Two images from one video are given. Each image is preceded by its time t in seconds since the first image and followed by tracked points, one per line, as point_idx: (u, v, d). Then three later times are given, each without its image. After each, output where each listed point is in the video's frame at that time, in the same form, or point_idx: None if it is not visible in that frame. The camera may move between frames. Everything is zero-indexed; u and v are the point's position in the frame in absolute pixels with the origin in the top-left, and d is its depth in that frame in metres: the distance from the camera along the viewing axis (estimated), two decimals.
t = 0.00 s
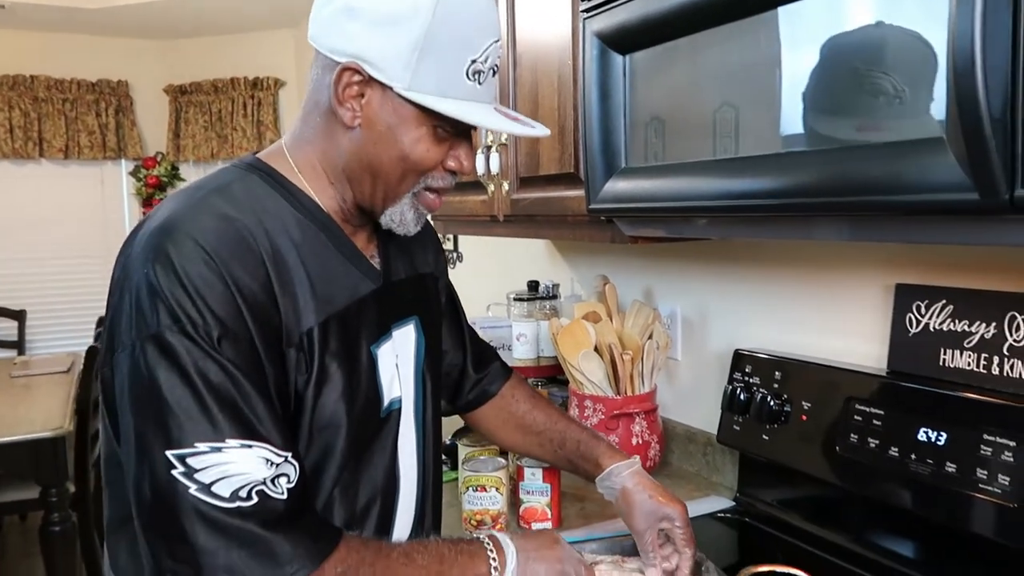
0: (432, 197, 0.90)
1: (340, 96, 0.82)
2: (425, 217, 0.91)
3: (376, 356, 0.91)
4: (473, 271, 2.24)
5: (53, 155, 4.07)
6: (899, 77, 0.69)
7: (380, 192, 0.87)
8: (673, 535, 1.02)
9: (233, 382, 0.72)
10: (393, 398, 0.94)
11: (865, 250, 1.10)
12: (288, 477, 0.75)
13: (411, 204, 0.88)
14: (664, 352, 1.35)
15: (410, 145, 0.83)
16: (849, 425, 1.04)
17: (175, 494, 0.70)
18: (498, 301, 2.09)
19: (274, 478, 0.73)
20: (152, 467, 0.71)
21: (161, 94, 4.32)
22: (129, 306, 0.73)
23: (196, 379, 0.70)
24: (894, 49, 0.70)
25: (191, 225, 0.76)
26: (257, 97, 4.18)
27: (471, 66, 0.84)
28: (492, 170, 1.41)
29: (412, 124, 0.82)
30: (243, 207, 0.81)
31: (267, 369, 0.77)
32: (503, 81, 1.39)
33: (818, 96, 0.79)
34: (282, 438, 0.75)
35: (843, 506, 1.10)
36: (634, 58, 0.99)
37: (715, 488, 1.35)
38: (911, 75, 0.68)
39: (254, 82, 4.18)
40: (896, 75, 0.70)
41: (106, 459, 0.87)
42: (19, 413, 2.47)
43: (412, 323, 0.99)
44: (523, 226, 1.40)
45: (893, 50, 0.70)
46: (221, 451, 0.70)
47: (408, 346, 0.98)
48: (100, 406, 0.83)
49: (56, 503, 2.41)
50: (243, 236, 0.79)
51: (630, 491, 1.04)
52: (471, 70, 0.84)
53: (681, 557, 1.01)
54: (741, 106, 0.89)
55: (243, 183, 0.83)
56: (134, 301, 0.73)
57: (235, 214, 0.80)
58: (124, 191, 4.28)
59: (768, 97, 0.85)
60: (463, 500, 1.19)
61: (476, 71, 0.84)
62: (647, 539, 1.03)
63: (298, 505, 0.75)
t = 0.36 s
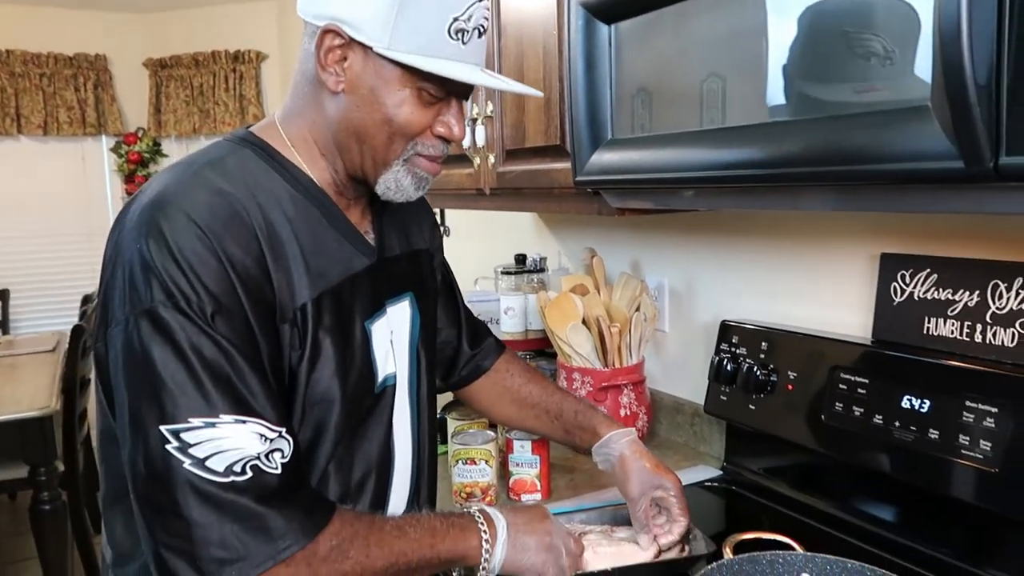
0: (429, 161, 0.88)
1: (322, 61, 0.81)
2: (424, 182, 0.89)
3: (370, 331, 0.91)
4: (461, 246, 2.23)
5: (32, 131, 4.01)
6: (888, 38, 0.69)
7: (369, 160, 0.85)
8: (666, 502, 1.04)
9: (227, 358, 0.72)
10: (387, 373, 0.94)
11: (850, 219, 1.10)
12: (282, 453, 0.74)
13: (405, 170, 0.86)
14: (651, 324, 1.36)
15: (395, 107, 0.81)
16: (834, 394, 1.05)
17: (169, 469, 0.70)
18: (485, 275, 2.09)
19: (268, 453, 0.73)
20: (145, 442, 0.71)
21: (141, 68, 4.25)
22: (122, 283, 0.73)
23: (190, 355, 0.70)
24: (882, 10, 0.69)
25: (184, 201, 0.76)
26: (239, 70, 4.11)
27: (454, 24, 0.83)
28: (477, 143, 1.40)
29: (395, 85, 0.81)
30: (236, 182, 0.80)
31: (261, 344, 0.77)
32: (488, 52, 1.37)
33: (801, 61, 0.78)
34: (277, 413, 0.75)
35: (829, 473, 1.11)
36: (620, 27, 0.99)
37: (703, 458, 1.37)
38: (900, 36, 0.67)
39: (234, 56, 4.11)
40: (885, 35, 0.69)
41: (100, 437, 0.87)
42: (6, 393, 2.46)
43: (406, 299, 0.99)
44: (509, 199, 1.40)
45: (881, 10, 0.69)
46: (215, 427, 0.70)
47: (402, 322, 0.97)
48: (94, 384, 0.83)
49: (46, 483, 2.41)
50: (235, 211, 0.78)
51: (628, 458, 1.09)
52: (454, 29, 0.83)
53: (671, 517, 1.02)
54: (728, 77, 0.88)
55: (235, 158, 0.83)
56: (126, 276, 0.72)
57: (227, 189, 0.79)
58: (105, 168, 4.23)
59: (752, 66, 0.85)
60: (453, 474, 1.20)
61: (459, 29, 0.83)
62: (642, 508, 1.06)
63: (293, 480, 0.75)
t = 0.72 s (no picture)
0: (419, 151, 0.88)
1: (321, 52, 0.79)
2: (412, 171, 0.90)
3: (359, 313, 0.91)
4: (449, 227, 2.22)
5: (12, 115, 3.94)
6: (865, 28, 0.70)
7: (361, 151, 0.85)
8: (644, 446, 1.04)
9: (212, 344, 0.71)
10: (378, 355, 0.94)
11: (837, 200, 1.10)
12: (268, 440, 0.74)
13: (398, 160, 0.87)
14: (639, 306, 1.36)
15: (392, 103, 0.81)
16: (820, 372, 1.06)
17: (152, 456, 0.70)
18: (473, 258, 2.09)
19: (252, 440, 0.73)
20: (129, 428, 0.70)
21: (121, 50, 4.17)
22: (106, 268, 0.72)
23: (174, 341, 0.69)
24: None
25: (168, 185, 0.75)
26: (223, 53, 4.19)
27: (453, 21, 0.82)
28: (464, 125, 1.39)
29: (393, 82, 0.80)
30: (221, 165, 0.80)
31: (249, 328, 0.77)
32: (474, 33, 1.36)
33: (786, 41, 0.78)
34: (263, 399, 0.75)
35: (815, 452, 1.12)
36: (607, 8, 0.99)
37: (691, 438, 1.38)
38: (880, 27, 0.68)
39: (218, 37, 4.18)
40: (862, 25, 0.70)
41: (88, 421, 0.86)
42: None
43: (394, 281, 0.99)
44: (497, 181, 1.39)
45: None
46: (198, 414, 0.70)
47: (391, 304, 0.97)
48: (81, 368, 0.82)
49: (33, 469, 2.39)
50: (221, 195, 0.77)
51: (601, 413, 1.09)
52: (453, 26, 0.82)
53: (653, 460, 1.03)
54: (715, 57, 0.87)
55: (220, 140, 0.82)
56: (110, 261, 0.72)
57: (211, 172, 0.78)
58: (87, 153, 4.16)
59: (738, 46, 0.84)
60: (442, 456, 1.20)
61: (458, 26, 0.83)
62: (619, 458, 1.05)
63: (279, 467, 0.75)
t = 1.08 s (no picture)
0: (401, 142, 0.90)
1: (309, 40, 0.78)
2: (394, 161, 0.91)
3: (353, 298, 0.90)
4: (439, 214, 2.21)
5: None
6: (847, 14, 0.69)
7: (350, 137, 0.85)
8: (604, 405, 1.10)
9: (224, 328, 0.71)
10: (370, 339, 0.93)
11: (827, 183, 1.11)
12: (289, 417, 0.73)
13: (381, 151, 0.88)
14: (631, 292, 1.36)
15: (382, 92, 0.81)
16: (810, 356, 1.07)
17: (177, 442, 0.69)
18: (464, 244, 2.08)
19: (274, 419, 0.72)
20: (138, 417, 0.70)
21: (105, 37, 4.09)
22: (107, 260, 0.72)
23: (187, 327, 0.69)
24: None
25: (164, 174, 0.74)
26: (209, 39, 4.15)
27: (443, 10, 0.82)
28: (454, 111, 1.39)
29: (383, 71, 0.80)
30: (215, 152, 0.79)
31: (258, 313, 0.76)
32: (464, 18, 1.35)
33: (770, 27, 0.77)
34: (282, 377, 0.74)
35: (806, 434, 1.13)
36: None
37: (682, 422, 1.38)
38: (863, 14, 0.68)
39: (204, 23, 4.13)
40: (844, 12, 0.70)
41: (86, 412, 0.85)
42: None
43: (382, 267, 0.98)
44: (487, 167, 1.39)
45: None
46: (218, 396, 0.70)
47: (380, 290, 0.97)
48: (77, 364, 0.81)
49: (25, 460, 2.39)
50: (217, 182, 0.77)
51: (559, 380, 1.14)
52: (443, 15, 0.82)
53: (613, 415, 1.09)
54: (705, 40, 0.87)
55: (210, 128, 0.81)
56: (112, 253, 0.71)
57: (206, 160, 0.78)
58: (73, 142, 4.12)
59: (729, 29, 0.84)
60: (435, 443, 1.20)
61: (447, 16, 0.82)
62: (581, 418, 1.10)
63: (301, 444, 0.74)
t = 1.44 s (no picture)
0: (398, 123, 0.89)
1: (302, 20, 0.77)
2: (389, 141, 0.91)
3: (347, 279, 0.90)
4: (429, 196, 2.20)
5: None
6: None
7: (341, 119, 0.84)
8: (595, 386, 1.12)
9: (229, 311, 0.71)
10: (363, 321, 0.93)
11: (818, 162, 1.10)
12: (294, 399, 0.73)
13: (376, 131, 0.87)
14: (621, 274, 1.36)
15: (373, 74, 0.80)
16: (801, 335, 1.07)
17: (184, 424, 0.69)
18: (454, 227, 2.08)
19: (280, 400, 0.72)
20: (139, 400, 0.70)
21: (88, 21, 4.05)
22: (107, 243, 0.71)
23: (193, 310, 0.69)
24: None
25: (162, 156, 0.74)
26: (195, 22, 4.10)
27: None
28: (444, 93, 1.37)
29: (374, 53, 0.79)
30: (210, 134, 0.78)
31: (261, 294, 0.76)
32: None
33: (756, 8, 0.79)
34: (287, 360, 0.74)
35: (796, 413, 1.14)
36: None
37: (674, 402, 1.39)
38: None
39: (190, 6, 4.08)
40: None
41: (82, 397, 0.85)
42: None
43: (371, 249, 0.97)
44: (477, 149, 1.38)
45: None
46: (224, 377, 0.69)
47: (371, 273, 0.96)
48: (73, 346, 0.81)
49: (17, 448, 2.39)
50: (215, 163, 0.76)
51: (547, 363, 1.15)
52: None
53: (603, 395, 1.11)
54: (696, 20, 0.87)
55: (204, 110, 0.80)
56: (112, 236, 0.71)
57: (202, 142, 0.77)
58: (59, 127, 4.08)
59: (720, 8, 0.83)
60: (428, 426, 1.20)
61: None
62: (575, 401, 1.12)
63: (307, 425, 0.73)
